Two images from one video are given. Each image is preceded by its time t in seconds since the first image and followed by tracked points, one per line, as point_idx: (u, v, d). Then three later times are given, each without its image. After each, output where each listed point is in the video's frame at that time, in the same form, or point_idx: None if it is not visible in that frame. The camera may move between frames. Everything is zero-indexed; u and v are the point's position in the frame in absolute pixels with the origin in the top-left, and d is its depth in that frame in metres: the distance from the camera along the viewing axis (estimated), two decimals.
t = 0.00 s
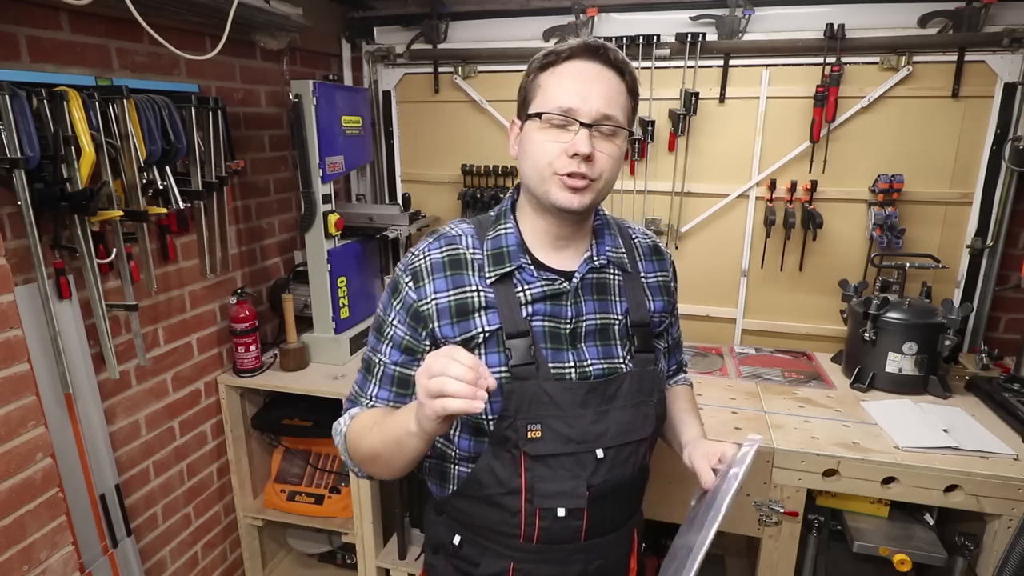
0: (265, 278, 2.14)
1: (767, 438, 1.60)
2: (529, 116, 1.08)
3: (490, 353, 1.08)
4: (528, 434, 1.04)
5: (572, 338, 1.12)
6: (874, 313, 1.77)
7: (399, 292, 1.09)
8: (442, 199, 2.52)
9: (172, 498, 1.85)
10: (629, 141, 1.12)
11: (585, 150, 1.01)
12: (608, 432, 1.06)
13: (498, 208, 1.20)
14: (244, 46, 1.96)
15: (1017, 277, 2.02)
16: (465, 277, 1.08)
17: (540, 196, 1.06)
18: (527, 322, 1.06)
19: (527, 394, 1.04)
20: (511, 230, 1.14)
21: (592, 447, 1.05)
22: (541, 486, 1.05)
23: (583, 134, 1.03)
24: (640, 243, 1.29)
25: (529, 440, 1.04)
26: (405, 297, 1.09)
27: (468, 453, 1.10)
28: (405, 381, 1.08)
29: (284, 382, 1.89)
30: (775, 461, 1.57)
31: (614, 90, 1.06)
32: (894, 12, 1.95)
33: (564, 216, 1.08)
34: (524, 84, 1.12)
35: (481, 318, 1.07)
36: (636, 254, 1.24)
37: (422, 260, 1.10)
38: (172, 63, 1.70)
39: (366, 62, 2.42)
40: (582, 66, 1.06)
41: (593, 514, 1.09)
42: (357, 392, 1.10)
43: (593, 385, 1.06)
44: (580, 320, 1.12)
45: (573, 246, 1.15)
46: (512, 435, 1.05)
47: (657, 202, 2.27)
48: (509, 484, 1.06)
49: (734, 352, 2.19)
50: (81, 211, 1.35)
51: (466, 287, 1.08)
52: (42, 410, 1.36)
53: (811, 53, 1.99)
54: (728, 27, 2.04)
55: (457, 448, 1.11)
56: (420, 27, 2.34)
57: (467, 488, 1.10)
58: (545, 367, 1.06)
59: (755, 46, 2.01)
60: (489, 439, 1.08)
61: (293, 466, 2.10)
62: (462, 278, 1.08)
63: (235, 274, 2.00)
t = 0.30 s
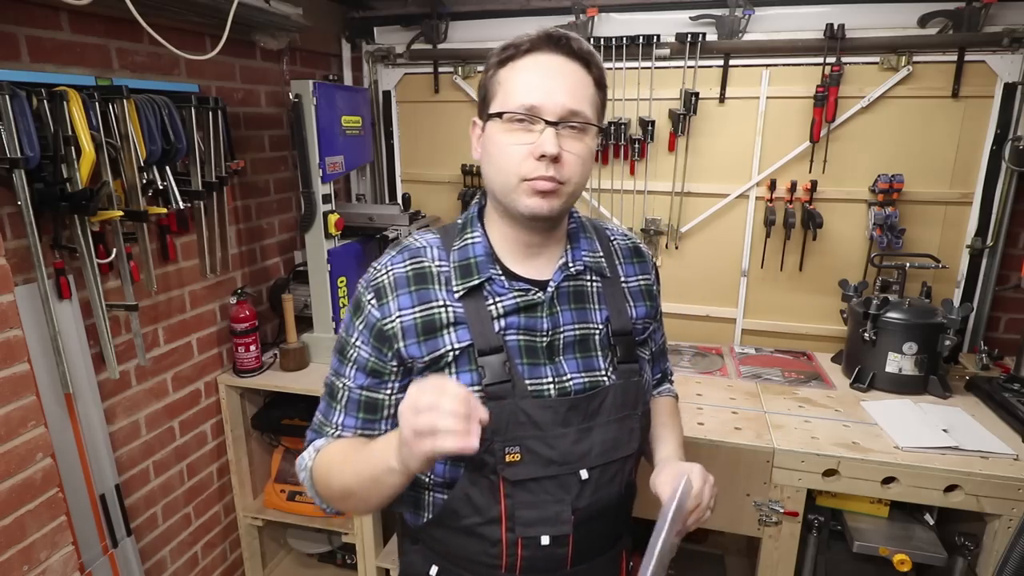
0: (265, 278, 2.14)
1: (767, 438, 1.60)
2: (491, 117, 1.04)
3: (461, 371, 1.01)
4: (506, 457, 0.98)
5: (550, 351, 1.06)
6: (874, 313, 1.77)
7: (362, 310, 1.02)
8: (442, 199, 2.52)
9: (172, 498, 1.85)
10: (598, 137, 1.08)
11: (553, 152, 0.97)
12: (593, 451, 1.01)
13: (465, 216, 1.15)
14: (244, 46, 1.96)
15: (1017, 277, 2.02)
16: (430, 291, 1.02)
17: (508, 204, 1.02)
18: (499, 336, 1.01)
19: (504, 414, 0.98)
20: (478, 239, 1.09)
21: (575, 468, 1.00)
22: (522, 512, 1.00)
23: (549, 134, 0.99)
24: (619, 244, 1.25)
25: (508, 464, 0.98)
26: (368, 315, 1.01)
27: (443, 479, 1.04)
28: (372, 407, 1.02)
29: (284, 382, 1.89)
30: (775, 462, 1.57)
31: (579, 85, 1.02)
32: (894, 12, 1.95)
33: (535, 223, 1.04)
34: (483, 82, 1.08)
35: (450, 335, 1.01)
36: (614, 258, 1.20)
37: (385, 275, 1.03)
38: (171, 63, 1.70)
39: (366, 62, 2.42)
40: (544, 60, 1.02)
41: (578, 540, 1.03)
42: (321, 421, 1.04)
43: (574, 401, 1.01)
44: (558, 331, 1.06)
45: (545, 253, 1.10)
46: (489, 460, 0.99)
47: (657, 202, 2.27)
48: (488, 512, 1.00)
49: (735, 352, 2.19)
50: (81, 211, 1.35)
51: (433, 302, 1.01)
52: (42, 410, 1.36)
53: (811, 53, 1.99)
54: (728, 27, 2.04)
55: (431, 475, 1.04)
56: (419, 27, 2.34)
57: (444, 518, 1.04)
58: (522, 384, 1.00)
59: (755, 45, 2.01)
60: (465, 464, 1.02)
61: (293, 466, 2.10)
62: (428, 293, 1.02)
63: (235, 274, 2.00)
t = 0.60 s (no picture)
0: (265, 278, 2.14)
1: (767, 438, 1.60)
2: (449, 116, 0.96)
3: (427, 392, 0.93)
4: (476, 483, 0.88)
5: (523, 366, 0.97)
6: (874, 313, 1.77)
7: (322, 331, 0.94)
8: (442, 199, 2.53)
9: (172, 497, 1.85)
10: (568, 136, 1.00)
11: (515, 153, 0.89)
12: (571, 473, 0.92)
13: (430, 226, 1.06)
14: (244, 46, 1.95)
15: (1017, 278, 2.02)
16: (393, 308, 0.94)
17: (469, 209, 0.94)
18: (469, 354, 0.92)
19: (472, 438, 0.88)
20: (444, 250, 1.00)
21: (552, 493, 0.91)
22: (494, 542, 0.90)
23: (511, 133, 0.91)
24: (596, 249, 1.15)
25: (479, 490, 0.88)
26: (328, 336, 0.94)
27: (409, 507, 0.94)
28: (337, 433, 0.94)
29: (283, 382, 1.89)
30: (775, 461, 1.57)
31: (544, 79, 0.94)
32: (894, 12, 1.95)
33: (502, 229, 0.95)
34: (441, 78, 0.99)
35: (415, 354, 0.93)
36: (591, 263, 1.11)
37: (345, 293, 0.95)
38: (171, 63, 1.70)
39: (366, 62, 2.42)
40: (504, 53, 0.93)
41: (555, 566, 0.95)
42: (282, 452, 0.96)
43: (550, 421, 0.91)
44: (531, 345, 0.98)
45: (517, 261, 1.01)
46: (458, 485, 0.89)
47: (657, 202, 2.27)
48: (459, 542, 0.91)
49: (735, 352, 2.19)
50: (81, 211, 1.35)
51: (395, 320, 0.93)
52: (42, 410, 1.36)
53: (811, 53, 1.99)
54: (728, 27, 2.04)
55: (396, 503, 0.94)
56: (419, 27, 2.34)
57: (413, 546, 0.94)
58: (493, 404, 0.91)
59: (755, 45, 2.01)
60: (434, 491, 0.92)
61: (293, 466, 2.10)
62: (390, 310, 0.93)
63: (235, 274, 2.00)
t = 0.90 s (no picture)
0: (265, 278, 2.14)
1: (767, 438, 1.60)
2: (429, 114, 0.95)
3: (406, 399, 0.91)
4: (456, 495, 0.88)
5: (506, 373, 0.97)
6: (874, 313, 1.77)
7: (298, 332, 0.93)
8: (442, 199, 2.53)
9: (172, 497, 1.85)
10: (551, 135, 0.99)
11: (494, 152, 0.88)
12: (554, 486, 0.92)
13: (413, 228, 1.06)
14: (244, 46, 1.96)
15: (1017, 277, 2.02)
16: (372, 311, 0.93)
17: (449, 210, 0.93)
18: (450, 360, 0.92)
19: (452, 448, 0.88)
20: (425, 253, 1.00)
21: (534, 506, 0.90)
22: (472, 557, 0.89)
23: (491, 133, 0.90)
24: (584, 255, 1.15)
25: (458, 502, 0.88)
26: (306, 338, 0.93)
27: (388, 518, 0.94)
28: (313, 436, 0.92)
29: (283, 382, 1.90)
30: (775, 461, 1.57)
31: (524, 77, 0.93)
32: (894, 12, 1.95)
33: (482, 231, 0.95)
34: (422, 77, 0.99)
35: (394, 358, 0.92)
36: (578, 270, 1.11)
37: (324, 294, 0.95)
38: (171, 63, 1.70)
39: (366, 62, 2.42)
40: (483, 50, 0.93)
41: None
42: (255, 456, 0.94)
43: (533, 432, 0.91)
44: (515, 353, 0.98)
45: (500, 265, 1.01)
46: (438, 498, 0.89)
47: (657, 202, 2.27)
48: (436, 556, 0.90)
49: (735, 352, 2.19)
50: (81, 211, 1.35)
51: (375, 322, 0.93)
52: (42, 410, 1.36)
53: (811, 53, 1.99)
54: (728, 27, 2.04)
55: (375, 512, 0.94)
56: (419, 27, 2.34)
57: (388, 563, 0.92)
58: (475, 412, 0.91)
59: (755, 46, 2.01)
60: (411, 502, 0.92)
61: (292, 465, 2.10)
62: (370, 313, 0.93)
63: (235, 274, 2.00)
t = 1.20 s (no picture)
0: (265, 278, 2.14)
1: (767, 439, 1.60)
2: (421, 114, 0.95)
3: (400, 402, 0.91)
4: (450, 497, 0.88)
5: (500, 375, 0.97)
6: (874, 313, 1.77)
7: (291, 336, 0.93)
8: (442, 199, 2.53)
9: (172, 497, 1.85)
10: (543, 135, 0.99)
11: (484, 150, 0.88)
12: (548, 488, 0.92)
13: (405, 231, 1.06)
14: (244, 46, 1.96)
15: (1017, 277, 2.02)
16: (365, 314, 0.93)
17: (441, 211, 0.93)
18: (443, 363, 0.91)
19: (446, 451, 0.88)
20: (418, 256, 0.99)
21: (528, 509, 0.90)
22: (466, 560, 0.89)
23: (482, 131, 0.90)
24: (579, 255, 1.15)
25: (451, 505, 0.88)
26: (299, 342, 0.92)
27: (383, 521, 0.94)
28: (310, 439, 0.91)
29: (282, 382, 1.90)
30: (775, 461, 1.57)
31: (515, 75, 0.93)
32: (894, 12, 1.95)
33: (474, 232, 0.94)
34: (414, 76, 0.99)
35: (387, 361, 0.92)
36: (573, 270, 1.11)
37: (316, 298, 0.95)
38: (171, 63, 1.70)
39: (366, 62, 2.42)
40: (474, 48, 0.93)
41: None
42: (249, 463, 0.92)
43: (527, 435, 0.91)
44: (508, 354, 0.98)
45: (493, 265, 1.02)
46: (431, 501, 0.88)
47: (657, 202, 2.27)
48: (429, 560, 0.90)
49: (735, 352, 2.20)
50: (81, 211, 1.35)
51: (368, 325, 0.93)
52: (42, 410, 1.36)
53: (811, 53, 1.99)
54: (728, 27, 2.04)
55: (370, 514, 0.95)
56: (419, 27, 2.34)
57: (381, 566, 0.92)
58: (468, 415, 0.91)
59: (755, 46, 2.01)
60: (405, 505, 0.93)
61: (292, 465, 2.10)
62: (363, 316, 0.93)
63: (235, 274, 2.00)
